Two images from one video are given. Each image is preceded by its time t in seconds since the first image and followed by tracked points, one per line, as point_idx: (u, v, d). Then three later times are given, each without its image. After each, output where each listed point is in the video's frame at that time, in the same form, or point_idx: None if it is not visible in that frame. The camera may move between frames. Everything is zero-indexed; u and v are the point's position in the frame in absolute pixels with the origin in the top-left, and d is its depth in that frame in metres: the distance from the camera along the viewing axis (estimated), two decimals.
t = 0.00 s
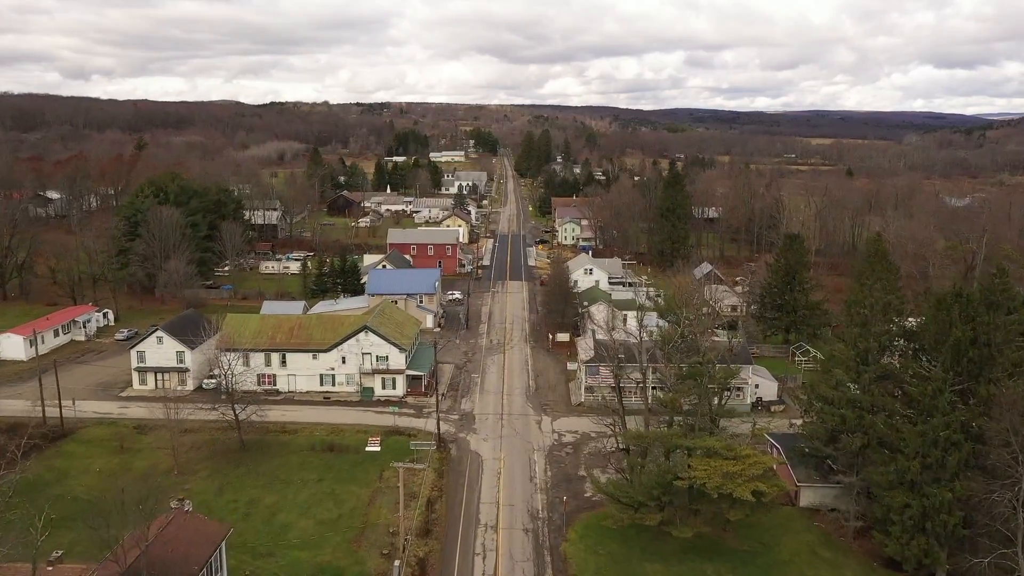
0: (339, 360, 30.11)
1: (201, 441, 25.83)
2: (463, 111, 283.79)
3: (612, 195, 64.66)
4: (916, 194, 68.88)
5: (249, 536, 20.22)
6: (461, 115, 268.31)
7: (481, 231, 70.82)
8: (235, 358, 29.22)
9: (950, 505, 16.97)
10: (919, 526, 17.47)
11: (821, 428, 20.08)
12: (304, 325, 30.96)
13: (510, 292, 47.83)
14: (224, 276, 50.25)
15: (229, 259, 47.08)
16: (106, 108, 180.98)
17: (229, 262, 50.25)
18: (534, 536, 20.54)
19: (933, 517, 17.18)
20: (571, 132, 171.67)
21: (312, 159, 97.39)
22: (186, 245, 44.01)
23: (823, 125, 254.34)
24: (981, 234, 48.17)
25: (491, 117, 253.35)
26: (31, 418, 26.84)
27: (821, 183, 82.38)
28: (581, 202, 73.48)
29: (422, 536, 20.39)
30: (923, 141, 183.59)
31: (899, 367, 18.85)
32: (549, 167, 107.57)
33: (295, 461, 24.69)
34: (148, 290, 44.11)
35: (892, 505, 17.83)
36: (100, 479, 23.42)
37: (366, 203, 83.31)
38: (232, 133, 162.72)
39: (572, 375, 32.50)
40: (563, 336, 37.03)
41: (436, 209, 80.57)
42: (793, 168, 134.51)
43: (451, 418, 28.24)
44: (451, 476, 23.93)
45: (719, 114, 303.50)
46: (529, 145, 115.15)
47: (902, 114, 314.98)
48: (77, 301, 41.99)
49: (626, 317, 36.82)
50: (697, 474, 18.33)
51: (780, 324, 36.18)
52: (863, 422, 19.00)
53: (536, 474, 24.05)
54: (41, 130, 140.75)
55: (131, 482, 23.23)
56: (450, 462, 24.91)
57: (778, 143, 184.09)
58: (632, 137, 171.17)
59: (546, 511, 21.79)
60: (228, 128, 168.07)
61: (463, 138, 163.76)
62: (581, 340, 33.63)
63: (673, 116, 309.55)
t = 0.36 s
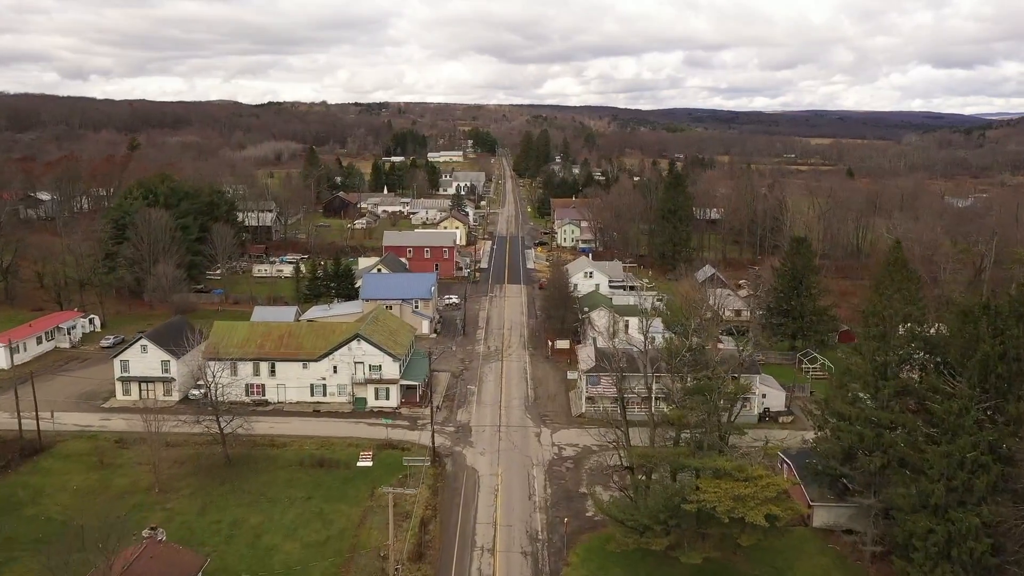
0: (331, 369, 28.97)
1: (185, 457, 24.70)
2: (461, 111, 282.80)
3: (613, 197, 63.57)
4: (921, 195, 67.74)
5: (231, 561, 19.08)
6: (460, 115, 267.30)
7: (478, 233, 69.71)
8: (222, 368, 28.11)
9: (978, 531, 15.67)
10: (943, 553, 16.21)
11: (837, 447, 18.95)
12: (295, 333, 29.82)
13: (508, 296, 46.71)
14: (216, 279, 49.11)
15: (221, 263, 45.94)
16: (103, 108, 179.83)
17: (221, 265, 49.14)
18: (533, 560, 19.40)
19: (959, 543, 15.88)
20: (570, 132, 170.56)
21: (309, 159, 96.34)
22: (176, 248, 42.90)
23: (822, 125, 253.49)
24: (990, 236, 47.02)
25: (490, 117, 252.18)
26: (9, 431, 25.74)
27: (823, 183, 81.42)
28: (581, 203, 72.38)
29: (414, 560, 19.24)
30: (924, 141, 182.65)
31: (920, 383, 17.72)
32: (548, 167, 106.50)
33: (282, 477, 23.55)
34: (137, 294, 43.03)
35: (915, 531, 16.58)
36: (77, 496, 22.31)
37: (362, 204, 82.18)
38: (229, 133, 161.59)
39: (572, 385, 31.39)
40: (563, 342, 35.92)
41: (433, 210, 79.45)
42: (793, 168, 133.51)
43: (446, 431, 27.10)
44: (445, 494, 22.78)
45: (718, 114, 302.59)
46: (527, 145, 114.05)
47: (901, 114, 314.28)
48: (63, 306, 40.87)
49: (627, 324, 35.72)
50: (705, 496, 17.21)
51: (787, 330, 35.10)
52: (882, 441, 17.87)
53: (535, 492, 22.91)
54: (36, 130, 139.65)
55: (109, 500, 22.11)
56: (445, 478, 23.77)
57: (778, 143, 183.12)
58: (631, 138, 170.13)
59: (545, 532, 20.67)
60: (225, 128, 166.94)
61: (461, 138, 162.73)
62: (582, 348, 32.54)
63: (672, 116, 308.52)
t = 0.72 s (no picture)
0: (321, 379, 27.85)
1: (167, 473, 23.55)
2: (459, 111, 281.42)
3: (613, 198, 62.48)
4: (924, 196, 66.71)
5: None
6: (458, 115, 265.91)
7: (476, 235, 68.61)
8: (207, 379, 26.97)
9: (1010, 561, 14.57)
10: None
11: (855, 467, 17.84)
12: (283, 342, 28.67)
13: (506, 300, 45.59)
14: (206, 283, 47.94)
15: (211, 267, 44.78)
16: (98, 108, 178.41)
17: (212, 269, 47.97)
18: None
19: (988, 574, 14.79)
20: (569, 132, 169.46)
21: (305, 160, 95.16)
22: (165, 252, 41.77)
23: (821, 125, 252.58)
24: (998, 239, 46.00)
25: (488, 117, 250.89)
26: None
27: (825, 184, 80.43)
28: (580, 204, 71.31)
29: None
30: (922, 140, 181.69)
31: (944, 400, 16.66)
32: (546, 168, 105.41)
33: (268, 496, 22.42)
34: (125, 299, 41.89)
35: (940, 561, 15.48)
36: (50, 516, 21.12)
37: (358, 205, 81.02)
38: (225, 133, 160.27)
39: (572, 394, 30.30)
40: (562, 349, 34.83)
41: (430, 212, 78.33)
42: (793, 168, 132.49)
43: (441, 444, 25.98)
44: (439, 513, 21.66)
45: (717, 114, 301.57)
46: (526, 146, 112.95)
47: (900, 115, 313.55)
48: (48, 312, 39.70)
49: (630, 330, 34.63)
50: (716, 522, 16.07)
51: (793, 337, 34.09)
52: (903, 462, 16.77)
53: (534, 511, 21.79)
54: (30, 130, 138.28)
55: (84, 521, 20.94)
56: (439, 496, 22.65)
57: (777, 143, 182.15)
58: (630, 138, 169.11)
59: (545, 556, 19.54)
60: (221, 128, 165.60)
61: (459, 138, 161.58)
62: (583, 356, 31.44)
63: (671, 116, 307.53)
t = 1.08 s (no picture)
0: (310, 391, 26.72)
1: (146, 491, 22.37)
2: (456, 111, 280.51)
3: (612, 199, 61.43)
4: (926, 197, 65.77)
5: None
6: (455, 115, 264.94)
7: (472, 237, 67.49)
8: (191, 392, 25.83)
9: None
10: None
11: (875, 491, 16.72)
12: (271, 351, 27.53)
13: (503, 305, 44.47)
14: (195, 287, 46.75)
15: (201, 271, 43.64)
16: (93, 108, 177.05)
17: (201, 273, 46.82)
18: None
19: None
20: (566, 132, 168.50)
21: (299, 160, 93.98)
22: (152, 256, 40.67)
23: (819, 125, 251.87)
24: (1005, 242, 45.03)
25: (485, 117, 249.92)
26: None
27: (826, 185, 79.47)
28: (578, 206, 70.26)
29: None
30: (920, 140, 181.01)
31: (970, 420, 15.57)
32: (543, 169, 104.33)
33: (251, 516, 21.26)
34: (110, 304, 40.74)
35: None
36: (20, 539, 19.91)
37: (353, 207, 79.88)
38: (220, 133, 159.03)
39: (571, 405, 29.21)
40: (561, 357, 33.74)
41: (426, 213, 77.17)
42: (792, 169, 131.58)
43: (434, 459, 24.85)
44: (432, 536, 20.51)
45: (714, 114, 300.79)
46: (523, 146, 111.89)
47: (897, 115, 313.26)
48: (30, 318, 38.52)
49: (630, 337, 33.56)
50: (728, 552, 14.92)
51: (798, 344, 33.06)
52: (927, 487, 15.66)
53: (532, 532, 20.66)
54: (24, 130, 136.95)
55: (55, 544, 19.74)
56: (432, 516, 21.52)
57: (776, 143, 181.29)
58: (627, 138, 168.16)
59: None
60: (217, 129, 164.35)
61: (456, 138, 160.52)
62: (582, 365, 30.38)
63: (667, 116, 306.50)
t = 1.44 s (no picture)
0: (297, 402, 25.57)
1: (123, 510, 21.21)
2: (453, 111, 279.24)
3: (610, 200, 60.37)
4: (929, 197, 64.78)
5: None
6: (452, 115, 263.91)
7: (468, 239, 66.35)
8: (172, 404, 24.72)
9: None
10: None
11: (895, 516, 15.68)
12: (256, 361, 26.37)
13: (500, 310, 43.36)
14: (183, 292, 45.53)
15: (188, 275, 42.48)
16: (87, 108, 175.50)
17: (190, 277, 45.60)
18: None
19: None
20: (564, 132, 167.47)
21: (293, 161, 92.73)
22: (138, 260, 39.48)
23: (816, 125, 251.09)
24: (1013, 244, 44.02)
25: (482, 117, 248.75)
26: None
27: (825, 185, 78.56)
28: (575, 207, 69.14)
29: None
30: (918, 141, 180.12)
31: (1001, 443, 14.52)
32: (540, 169, 103.25)
33: (233, 538, 20.13)
34: (94, 310, 39.54)
35: None
36: None
37: (348, 208, 78.70)
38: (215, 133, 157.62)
39: (570, 416, 28.12)
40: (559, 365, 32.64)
41: (422, 215, 76.03)
42: (790, 169, 130.64)
43: (427, 475, 23.76)
44: (424, 558, 19.41)
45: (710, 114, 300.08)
46: (519, 146, 110.78)
47: (894, 115, 312.93)
48: (11, 325, 37.30)
49: (631, 344, 32.45)
50: None
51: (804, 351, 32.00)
52: (953, 513, 14.61)
53: (528, 555, 19.56)
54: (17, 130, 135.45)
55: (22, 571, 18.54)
56: (424, 537, 20.39)
57: (773, 143, 180.41)
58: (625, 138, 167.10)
59: None
60: (211, 128, 162.92)
61: (453, 139, 159.34)
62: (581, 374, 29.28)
63: (665, 116, 305.69)
